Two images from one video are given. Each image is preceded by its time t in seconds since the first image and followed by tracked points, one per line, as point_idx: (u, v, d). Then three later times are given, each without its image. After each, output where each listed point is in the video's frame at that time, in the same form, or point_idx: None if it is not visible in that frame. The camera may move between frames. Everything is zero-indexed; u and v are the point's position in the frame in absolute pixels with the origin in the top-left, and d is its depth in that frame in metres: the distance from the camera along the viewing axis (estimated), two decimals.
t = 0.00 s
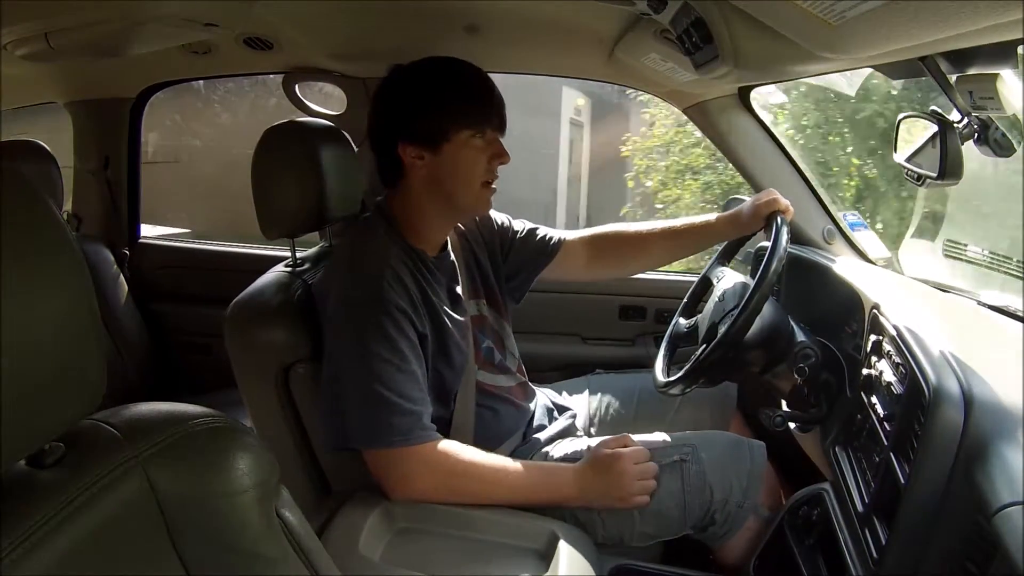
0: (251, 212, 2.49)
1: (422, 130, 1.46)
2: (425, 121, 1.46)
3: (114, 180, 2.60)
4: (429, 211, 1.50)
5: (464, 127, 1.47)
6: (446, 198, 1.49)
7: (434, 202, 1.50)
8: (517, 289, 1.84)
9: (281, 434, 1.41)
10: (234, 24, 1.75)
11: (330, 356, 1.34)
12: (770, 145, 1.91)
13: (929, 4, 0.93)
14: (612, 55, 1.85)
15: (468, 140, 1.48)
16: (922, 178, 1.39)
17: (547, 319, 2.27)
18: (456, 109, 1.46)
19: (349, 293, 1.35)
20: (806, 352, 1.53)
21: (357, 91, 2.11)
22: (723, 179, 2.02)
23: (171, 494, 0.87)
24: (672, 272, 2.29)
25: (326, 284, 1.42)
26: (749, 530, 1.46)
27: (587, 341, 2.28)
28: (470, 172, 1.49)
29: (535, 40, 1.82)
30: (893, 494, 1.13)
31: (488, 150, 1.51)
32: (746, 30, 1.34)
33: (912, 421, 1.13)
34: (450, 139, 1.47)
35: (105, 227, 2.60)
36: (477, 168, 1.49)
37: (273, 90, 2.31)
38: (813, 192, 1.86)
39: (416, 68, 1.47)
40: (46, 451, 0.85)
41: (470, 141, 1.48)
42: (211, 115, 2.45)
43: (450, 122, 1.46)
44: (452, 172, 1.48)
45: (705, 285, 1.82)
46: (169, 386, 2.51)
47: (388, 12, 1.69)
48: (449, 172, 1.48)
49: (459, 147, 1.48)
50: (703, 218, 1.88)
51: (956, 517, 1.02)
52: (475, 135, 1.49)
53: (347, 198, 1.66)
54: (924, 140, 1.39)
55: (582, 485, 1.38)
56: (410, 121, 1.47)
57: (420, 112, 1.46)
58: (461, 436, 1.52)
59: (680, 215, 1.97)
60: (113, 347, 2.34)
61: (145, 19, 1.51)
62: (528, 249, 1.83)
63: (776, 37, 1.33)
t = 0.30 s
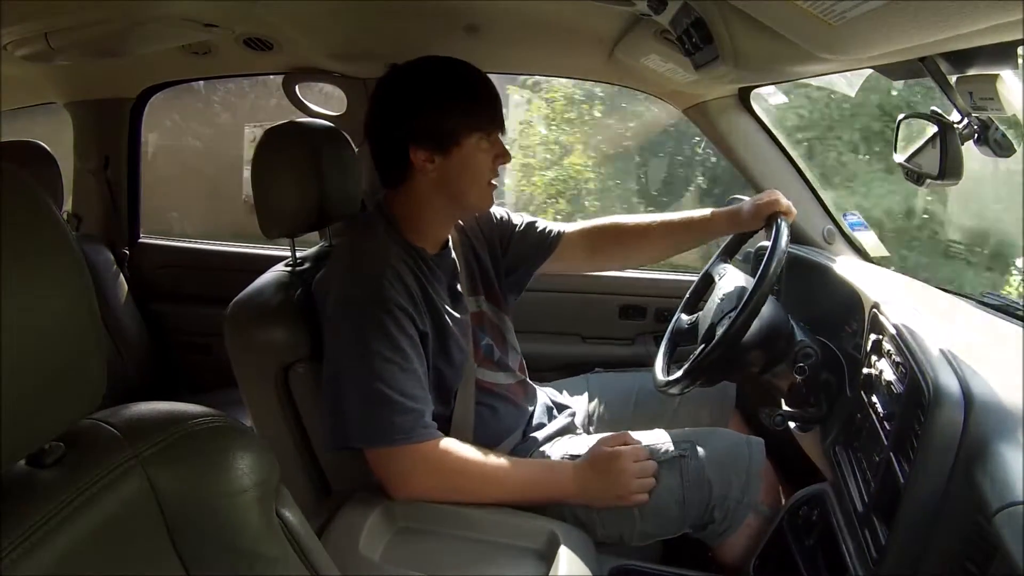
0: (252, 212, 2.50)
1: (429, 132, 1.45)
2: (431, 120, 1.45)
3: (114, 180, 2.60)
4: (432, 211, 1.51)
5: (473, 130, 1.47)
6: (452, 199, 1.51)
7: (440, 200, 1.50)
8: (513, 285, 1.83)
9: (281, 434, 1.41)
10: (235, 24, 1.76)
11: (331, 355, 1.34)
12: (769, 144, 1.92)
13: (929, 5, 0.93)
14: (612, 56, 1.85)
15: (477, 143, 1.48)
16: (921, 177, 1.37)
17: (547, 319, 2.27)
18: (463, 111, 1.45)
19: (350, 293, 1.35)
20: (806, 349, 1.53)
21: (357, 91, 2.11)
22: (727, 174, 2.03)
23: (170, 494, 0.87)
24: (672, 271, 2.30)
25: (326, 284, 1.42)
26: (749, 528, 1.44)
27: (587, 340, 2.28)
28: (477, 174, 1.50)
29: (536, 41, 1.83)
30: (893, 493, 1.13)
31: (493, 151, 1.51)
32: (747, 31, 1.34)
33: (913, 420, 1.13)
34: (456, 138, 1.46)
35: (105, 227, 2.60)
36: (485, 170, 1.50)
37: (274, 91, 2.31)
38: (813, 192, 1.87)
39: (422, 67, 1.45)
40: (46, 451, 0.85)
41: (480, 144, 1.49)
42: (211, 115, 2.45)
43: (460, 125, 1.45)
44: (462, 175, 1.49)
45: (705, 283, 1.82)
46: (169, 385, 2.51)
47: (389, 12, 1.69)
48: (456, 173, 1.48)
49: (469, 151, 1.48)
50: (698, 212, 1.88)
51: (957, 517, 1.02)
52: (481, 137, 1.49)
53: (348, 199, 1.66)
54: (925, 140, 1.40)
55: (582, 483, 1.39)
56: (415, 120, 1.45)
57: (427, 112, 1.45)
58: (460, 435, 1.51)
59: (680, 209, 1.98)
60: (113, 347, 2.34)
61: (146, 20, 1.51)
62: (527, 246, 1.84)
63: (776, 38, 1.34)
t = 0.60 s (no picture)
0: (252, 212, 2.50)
1: (422, 131, 1.44)
2: (427, 121, 1.43)
3: (114, 180, 2.60)
4: (426, 213, 1.50)
5: (467, 130, 1.44)
6: (443, 200, 1.49)
7: (435, 202, 1.49)
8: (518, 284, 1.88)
9: (281, 434, 1.41)
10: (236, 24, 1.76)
11: (330, 357, 1.33)
12: (769, 145, 1.92)
13: (928, 4, 0.94)
14: (612, 56, 1.85)
15: (470, 144, 1.45)
16: (921, 178, 1.38)
17: (547, 319, 2.27)
18: (458, 110, 1.42)
19: (348, 295, 1.35)
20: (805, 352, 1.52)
21: (357, 91, 2.11)
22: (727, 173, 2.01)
23: (171, 494, 0.87)
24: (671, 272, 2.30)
25: (324, 285, 1.42)
26: (748, 531, 1.45)
27: (587, 341, 2.28)
28: (470, 175, 1.47)
29: (536, 41, 1.83)
30: (894, 494, 1.13)
31: (491, 153, 1.48)
32: (748, 33, 1.34)
33: (914, 421, 1.13)
34: (451, 139, 1.44)
35: (105, 227, 2.60)
36: (478, 172, 1.48)
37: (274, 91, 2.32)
38: (812, 191, 1.87)
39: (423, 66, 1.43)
40: (47, 451, 0.84)
41: (474, 145, 1.45)
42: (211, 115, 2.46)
43: (452, 124, 1.43)
44: (452, 176, 1.47)
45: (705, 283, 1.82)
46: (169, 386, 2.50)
47: (389, 12, 1.69)
48: (452, 174, 1.47)
49: (461, 151, 1.45)
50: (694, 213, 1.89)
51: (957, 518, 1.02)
52: (477, 137, 1.45)
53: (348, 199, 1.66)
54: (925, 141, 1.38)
55: (579, 484, 1.38)
56: (413, 120, 1.44)
57: (422, 112, 1.43)
58: (456, 437, 1.51)
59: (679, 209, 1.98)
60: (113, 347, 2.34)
61: (147, 20, 1.51)
62: (529, 243, 1.85)
63: (776, 38, 1.34)
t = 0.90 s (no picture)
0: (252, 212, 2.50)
1: (410, 136, 1.46)
2: (419, 124, 1.44)
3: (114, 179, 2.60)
4: (419, 215, 1.50)
5: (449, 136, 1.45)
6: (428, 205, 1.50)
7: (426, 206, 1.50)
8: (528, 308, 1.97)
9: (280, 434, 1.41)
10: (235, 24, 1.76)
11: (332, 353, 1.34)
12: (770, 145, 1.91)
13: (928, 5, 0.94)
14: (613, 56, 1.85)
15: (453, 151, 1.46)
16: (923, 179, 1.39)
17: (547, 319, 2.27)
18: (445, 115, 1.43)
19: (349, 293, 1.35)
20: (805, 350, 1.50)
21: (357, 90, 2.11)
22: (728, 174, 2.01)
23: (170, 493, 0.87)
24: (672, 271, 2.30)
25: (324, 285, 1.42)
26: (749, 528, 1.47)
27: (587, 340, 2.28)
28: (453, 182, 1.48)
29: (537, 41, 1.83)
30: (893, 494, 1.13)
31: (475, 161, 1.48)
32: (748, 34, 1.34)
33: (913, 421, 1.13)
34: (441, 143, 1.45)
35: (104, 226, 2.60)
36: (462, 179, 1.49)
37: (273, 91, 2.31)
38: (812, 192, 1.89)
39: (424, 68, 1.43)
40: (46, 451, 0.84)
41: (456, 153, 1.46)
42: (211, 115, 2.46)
43: (438, 130, 1.44)
44: (436, 181, 1.48)
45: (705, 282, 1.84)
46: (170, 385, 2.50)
47: (388, 12, 1.69)
48: (439, 178, 1.48)
49: (444, 158, 1.46)
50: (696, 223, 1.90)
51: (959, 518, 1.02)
52: (461, 145, 1.46)
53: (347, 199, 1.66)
54: (923, 140, 1.38)
55: (580, 480, 1.37)
56: (405, 123, 1.45)
57: (417, 115, 1.44)
58: (458, 434, 1.49)
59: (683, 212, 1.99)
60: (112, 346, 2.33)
61: (147, 21, 1.51)
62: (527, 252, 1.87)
63: (776, 39, 1.34)
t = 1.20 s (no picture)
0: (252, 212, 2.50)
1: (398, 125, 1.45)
2: (402, 118, 1.44)
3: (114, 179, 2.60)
4: (412, 214, 1.52)
5: (435, 124, 1.43)
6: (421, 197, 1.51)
7: (415, 204, 1.51)
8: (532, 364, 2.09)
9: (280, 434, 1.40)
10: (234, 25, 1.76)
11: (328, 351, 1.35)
12: (771, 147, 1.94)
13: (928, 6, 0.94)
14: (613, 56, 1.85)
15: (441, 140, 1.45)
16: (922, 179, 1.44)
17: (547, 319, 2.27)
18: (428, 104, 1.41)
19: (346, 293, 1.36)
20: (804, 350, 1.51)
21: (357, 90, 2.11)
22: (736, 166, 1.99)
23: (171, 494, 0.87)
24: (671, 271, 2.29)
25: (323, 284, 1.42)
26: (749, 532, 1.43)
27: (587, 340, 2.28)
28: (442, 173, 1.48)
29: (537, 40, 1.83)
30: (892, 494, 1.13)
31: (463, 149, 1.47)
32: (748, 33, 1.35)
33: (913, 422, 1.13)
34: (423, 139, 1.44)
35: (104, 226, 2.60)
36: (450, 169, 1.47)
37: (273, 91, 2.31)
38: (813, 195, 1.92)
39: (402, 61, 1.42)
40: (46, 451, 0.84)
41: (444, 141, 1.45)
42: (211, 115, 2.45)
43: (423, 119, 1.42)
44: (426, 172, 1.48)
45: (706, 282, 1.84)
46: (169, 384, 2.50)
47: (387, 12, 1.69)
48: (423, 174, 1.48)
49: (431, 147, 1.45)
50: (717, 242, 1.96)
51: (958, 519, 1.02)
52: (449, 133, 1.44)
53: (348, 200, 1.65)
54: (923, 140, 1.44)
55: (578, 482, 1.38)
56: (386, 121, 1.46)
57: (395, 113, 1.44)
58: (458, 435, 1.50)
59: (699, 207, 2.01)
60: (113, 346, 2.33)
61: (146, 21, 1.51)
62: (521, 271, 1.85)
63: (776, 39, 1.33)
